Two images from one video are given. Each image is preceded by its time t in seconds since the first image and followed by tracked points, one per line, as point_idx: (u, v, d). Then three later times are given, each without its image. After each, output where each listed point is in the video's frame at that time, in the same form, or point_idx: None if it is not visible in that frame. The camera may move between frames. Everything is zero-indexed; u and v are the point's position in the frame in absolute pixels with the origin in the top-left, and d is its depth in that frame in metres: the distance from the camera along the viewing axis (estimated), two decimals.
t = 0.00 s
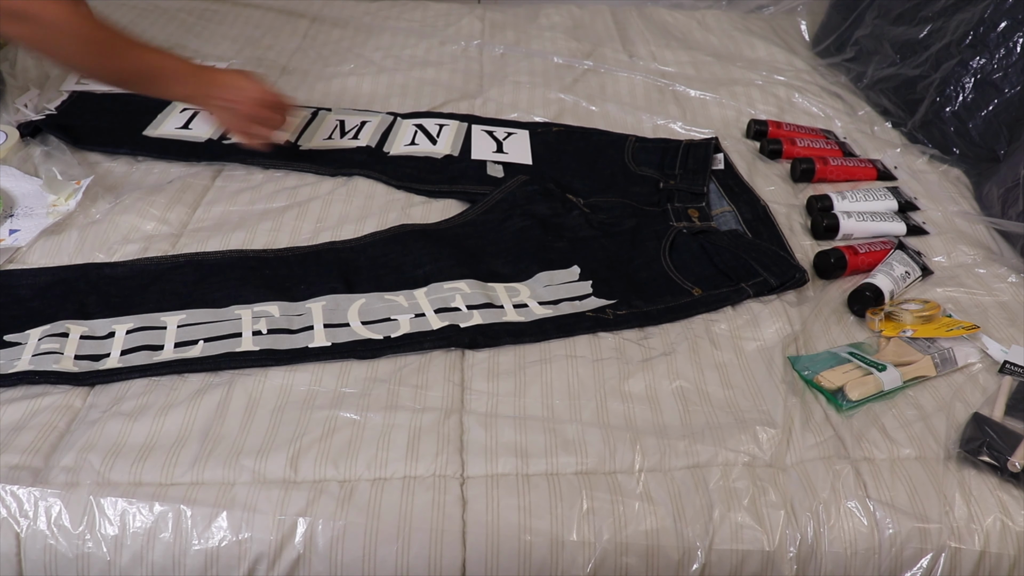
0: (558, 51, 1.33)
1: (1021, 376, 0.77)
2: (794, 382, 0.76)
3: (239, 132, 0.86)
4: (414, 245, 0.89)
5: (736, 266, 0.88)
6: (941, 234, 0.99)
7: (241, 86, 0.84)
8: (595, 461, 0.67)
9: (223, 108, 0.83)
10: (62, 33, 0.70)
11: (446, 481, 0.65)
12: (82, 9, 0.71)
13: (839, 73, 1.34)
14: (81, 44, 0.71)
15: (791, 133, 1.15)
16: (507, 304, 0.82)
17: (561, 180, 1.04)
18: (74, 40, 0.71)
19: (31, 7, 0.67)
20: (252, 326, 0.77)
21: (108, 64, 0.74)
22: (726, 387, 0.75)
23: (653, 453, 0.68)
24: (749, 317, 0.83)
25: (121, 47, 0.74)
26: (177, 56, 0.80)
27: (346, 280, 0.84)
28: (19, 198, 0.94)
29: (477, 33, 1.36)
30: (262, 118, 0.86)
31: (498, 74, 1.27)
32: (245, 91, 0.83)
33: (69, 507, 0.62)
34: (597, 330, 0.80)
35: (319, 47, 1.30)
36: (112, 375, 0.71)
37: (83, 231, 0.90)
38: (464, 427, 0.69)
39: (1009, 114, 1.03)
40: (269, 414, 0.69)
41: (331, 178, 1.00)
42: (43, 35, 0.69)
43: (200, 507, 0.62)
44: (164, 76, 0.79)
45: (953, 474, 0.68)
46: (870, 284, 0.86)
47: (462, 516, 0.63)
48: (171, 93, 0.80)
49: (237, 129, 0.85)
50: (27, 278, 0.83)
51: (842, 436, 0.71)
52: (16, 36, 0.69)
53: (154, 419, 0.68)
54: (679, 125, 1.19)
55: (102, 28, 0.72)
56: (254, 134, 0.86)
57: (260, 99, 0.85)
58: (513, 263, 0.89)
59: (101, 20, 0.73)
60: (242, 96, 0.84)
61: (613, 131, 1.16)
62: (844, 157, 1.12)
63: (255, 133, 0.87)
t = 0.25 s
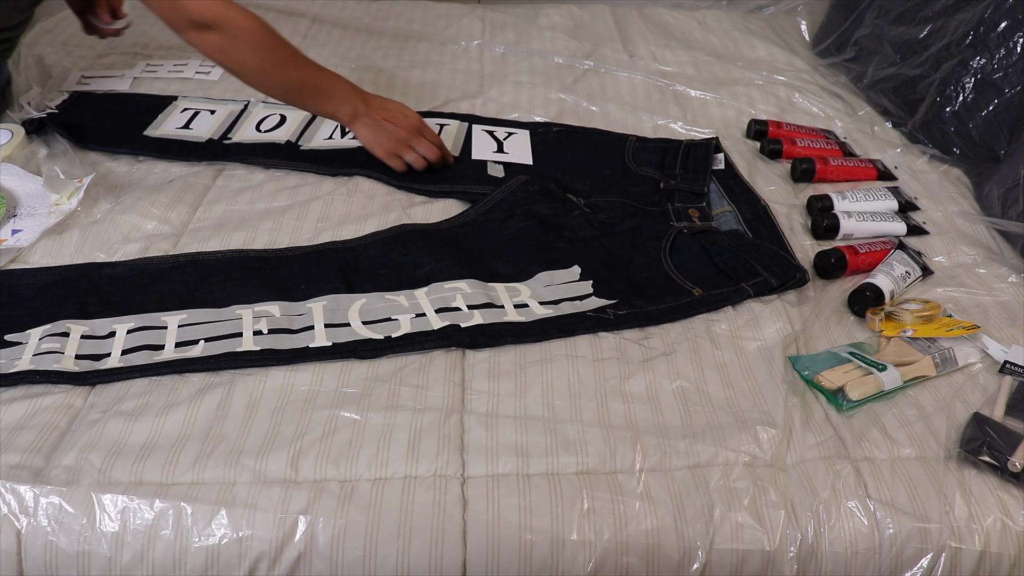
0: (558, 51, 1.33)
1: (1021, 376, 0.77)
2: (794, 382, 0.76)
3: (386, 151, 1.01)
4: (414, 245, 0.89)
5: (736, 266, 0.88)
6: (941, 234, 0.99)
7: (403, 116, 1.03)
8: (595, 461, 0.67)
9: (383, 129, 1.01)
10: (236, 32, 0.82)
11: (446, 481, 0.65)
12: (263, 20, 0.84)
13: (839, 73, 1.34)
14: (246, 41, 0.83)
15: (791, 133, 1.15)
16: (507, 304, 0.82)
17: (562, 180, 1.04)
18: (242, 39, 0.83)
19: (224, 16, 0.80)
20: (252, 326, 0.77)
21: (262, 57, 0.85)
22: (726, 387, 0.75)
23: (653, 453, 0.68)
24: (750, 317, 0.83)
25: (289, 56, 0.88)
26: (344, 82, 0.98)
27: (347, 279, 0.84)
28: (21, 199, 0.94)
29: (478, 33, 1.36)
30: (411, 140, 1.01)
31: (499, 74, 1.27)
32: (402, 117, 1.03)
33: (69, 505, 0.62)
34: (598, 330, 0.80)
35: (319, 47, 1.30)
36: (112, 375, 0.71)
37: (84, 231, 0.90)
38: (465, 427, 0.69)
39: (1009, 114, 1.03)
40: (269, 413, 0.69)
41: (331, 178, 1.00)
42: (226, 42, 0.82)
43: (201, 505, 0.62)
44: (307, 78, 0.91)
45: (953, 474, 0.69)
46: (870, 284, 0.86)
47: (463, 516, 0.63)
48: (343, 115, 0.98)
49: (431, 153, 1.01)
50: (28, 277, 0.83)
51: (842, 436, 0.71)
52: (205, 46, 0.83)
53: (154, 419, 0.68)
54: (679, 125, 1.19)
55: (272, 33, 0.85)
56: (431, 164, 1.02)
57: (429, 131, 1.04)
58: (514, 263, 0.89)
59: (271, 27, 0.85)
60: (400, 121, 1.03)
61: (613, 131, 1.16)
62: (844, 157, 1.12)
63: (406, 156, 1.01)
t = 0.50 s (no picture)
0: (558, 51, 1.33)
1: (1021, 376, 0.78)
2: (794, 382, 0.76)
3: (398, 160, 0.99)
4: (414, 245, 0.89)
5: (736, 266, 0.88)
6: (941, 234, 0.99)
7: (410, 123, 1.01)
8: (595, 461, 0.67)
9: (393, 139, 0.99)
10: (245, 58, 0.79)
11: (447, 481, 0.65)
12: (272, 46, 0.81)
13: (839, 73, 1.34)
14: (255, 66, 0.80)
15: (792, 133, 1.15)
16: (507, 304, 0.82)
17: (562, 180, 1.04)
18: (250, 64, 0.80)
19: (234, 43, 0.77)
20: (253, 326, 0.77)
21: (269, 81, 0.83)
22: (726, 387, 0.75)
23: (653, 453, 0.68)
24: (750, 317, 0.83)
25: (295, 78, 0.85)
26: (353, 97, 0.96)
27: (347, 279, 0.84)
28: (21, 199, 0.94)
29: (477, 33, 1.36)
30: (421, 146, 1.00)
31: (498, 74, 1.27)
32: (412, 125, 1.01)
33: (70, 504, 0.62)
34: (598, 330, 0.80)
35: (319, 47, 1.30)
36: (112, 375, 0.71)
37: (84, 230, 0.90)
38: (465, 427, 0.69)
39: (1009, 114, 1.03)
40: (269, 413, 0.69)
41: (332, 178, 1.00)
42: (235, 67, 0.80)
43: (201, 504, 0.62)
44: (313, 98, 0.89)
45: (953, 474, 0.69)
46: (870, 284, 0.86)
47: (463, 516, 0.63)
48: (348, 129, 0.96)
49: (439, 154, 1.01)
50: (28, 277, 0.83)
51: (842, 436, 0.71)
52: (213, 71, 0.80)
53: (155, 419, 0.68)
54: (679, 125, 1.19)
55: (280, 58, 0.82)
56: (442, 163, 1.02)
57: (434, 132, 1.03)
58: (514, 264, 0.89)
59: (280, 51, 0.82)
60: (409, 129, 1.01)
61: (613, 131, 1.16)
62: (844, 157, 1.12)
63: (417, 162, 1.00)
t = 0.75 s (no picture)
0: (558, 51, 1.33)
1: (1021, 376, 0.77)
2: (794, 382, 0.76)
3: (386, 164, 1.00)
4: (414, 245, 0.89)
5: (735, 265, 0.88)
6: (941, 234, 0.99)
7: (387, 126, 1.02)
8: (595, 461, 0.67)
9: (376, 144, 1.00)
10: (227, 66, 0.80)
11: (446, 481, 0.65)
12: (253, 54, 0.82)
13: (839, 73, 1.34)
14: (237, 74, 0.81)
15: (791, 133, 1.15)
16: (507, 304, 0.82)
17: (560, 180, 1.04)
18: (232, 73, 0.81)
19: (217, 53, 0.78)
20: (252, 326, 0.77)
21: (251, 91, 0.84)
22: (726, 387, 0.75)
23: (653, 453, 0.68)
24: (750, 317, 0.83)
25: (276, 87, 0.86)
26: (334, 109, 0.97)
27: (347, 279, 0.84)
28: (22, 199, 0.94)
29: (477, 33, 1.36)
30: (405, 146, 1.01)
31: (498, 74, 1.27)
32: (392, 127, 1.02)
33: (70, 504, 0.62)
34: (597, 330, 0.80)
35: (319, 47, 1.30)
36: (112, 375, 0.71)
37: (84, 230, 0.90)
38: (465, 427, 0.69)
39: (1009, 114, 1.03)
40: (269, 413, 0.69)
41: (331, 178, 1.00)
42: (218, 76, 0.80)
43: (201, 504, 0.62)
44: (294, 109, 0.90)
45: (953, 474, 0.69)
46: (870, 284, 0.86)
47: (462, 516, 0.63)
48: (330, 140, 0.97)
49: (426, 150, 1.01)
50: (28, 277, 0.83)
51: (842, 436, 0.71)
52: (196, 81, 0.80)
53: (155, 419, 0.68)
54: (679, 125, 1.19)
55: (261, 67, 0.83)
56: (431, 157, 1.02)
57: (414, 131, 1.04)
58: (514, 264, 0.89)
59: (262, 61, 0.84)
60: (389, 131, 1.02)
61: (613, 131, 1.16)
62: (844, 157, 1.12)
63: (406, 161, 1.00)
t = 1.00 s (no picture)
0: (558, 51, 1.33)
1: (1021, 376, 0.77)
2: (794, 382, 0.76)
3: (383, 166, 1.00)
4: (413, 245, 0.89)
5: (735, 265, 0.88)
6: (941, 234, 0.99)
7: (386, 127, 1.02)
8: (595, 461, 0.67)
9: (373, 145, 1.00)
10: (227, 59, 0.80)
11: (446, 481, 0.65)
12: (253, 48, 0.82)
13: (839, 73, 1.34)
14: (238, 67, 0.81)
15: (791, 133, 1.15)
16: (507, 304, 0.82)
17: (558, 180, 1.04)
18: (233, 66, 0.81)
19: (216, 45, 0.78)
20: (252, 326, 0.77)
21: (250, 86, 0.83)
22: (726, 387, 0.75)
23: (653, 453, 0.68)
24: (750, 317, 0.83)
25: (275, 83, 0.86)
26: (331, 109, 0.97)
27: (347, 279, 0.84)
28: (22, 199, 0.94)
29: (477, 33, 1.36)
30: (403, 147, 1.00)
31: (498, 74, 1.27)
32: (390, 128, 1.02)
33: (69, 505, 0.62)
34: (597, 330, 0.80)
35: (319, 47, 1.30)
36: (112, 375, 0.71)
37: (84, 230, 0.90)
38: (465, 427, 0.69)
39: (1009, 114, 1.03)
40: (269, 413, 0.69)
41: (331, 178, 1.00)
42: (217, 70, 0.80)
43: (201, 504, 0.62)
44: (293, 106, 0.89)
45: (953, 474, 0.68)
46: (870, 284, 0.86)
47: (462, 516, 0.63)
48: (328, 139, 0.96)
49: (424, 152, 1.01)
50: (28, 277, 0.83)
51: (842, 436, 0.71)
52: (195, 75, 0.80)
53: (155, 419, 0.68)
54: (679, 125, 1.19)
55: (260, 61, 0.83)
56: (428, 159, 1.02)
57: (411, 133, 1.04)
58: (513, 264, 0.89)
59: (260, 55, 0.83)
60: (387, 132, 1.01)
61: (613, 131, 1.16)
62: (844, 157, 1.12)
63: (403, 163, 1.00)
